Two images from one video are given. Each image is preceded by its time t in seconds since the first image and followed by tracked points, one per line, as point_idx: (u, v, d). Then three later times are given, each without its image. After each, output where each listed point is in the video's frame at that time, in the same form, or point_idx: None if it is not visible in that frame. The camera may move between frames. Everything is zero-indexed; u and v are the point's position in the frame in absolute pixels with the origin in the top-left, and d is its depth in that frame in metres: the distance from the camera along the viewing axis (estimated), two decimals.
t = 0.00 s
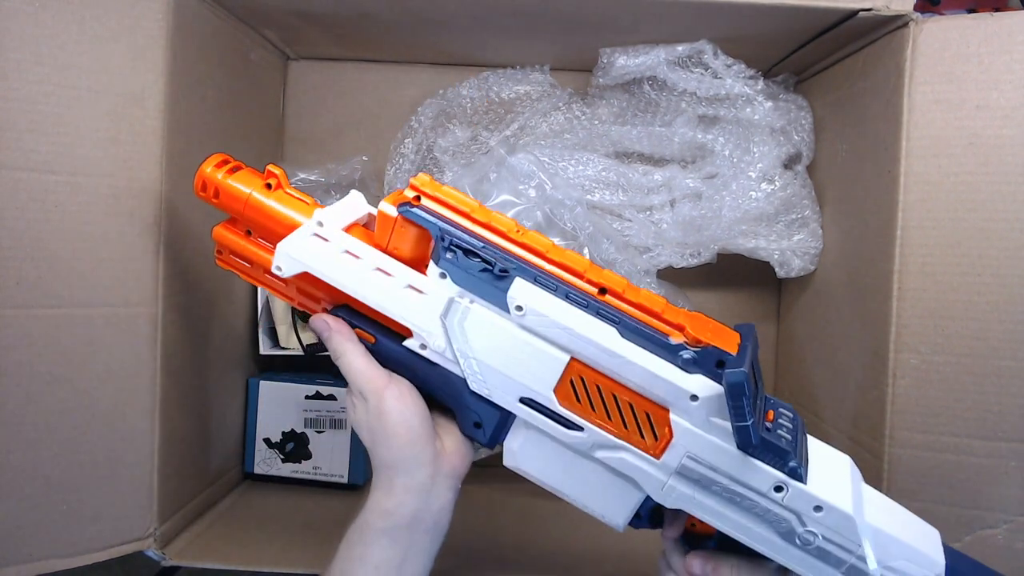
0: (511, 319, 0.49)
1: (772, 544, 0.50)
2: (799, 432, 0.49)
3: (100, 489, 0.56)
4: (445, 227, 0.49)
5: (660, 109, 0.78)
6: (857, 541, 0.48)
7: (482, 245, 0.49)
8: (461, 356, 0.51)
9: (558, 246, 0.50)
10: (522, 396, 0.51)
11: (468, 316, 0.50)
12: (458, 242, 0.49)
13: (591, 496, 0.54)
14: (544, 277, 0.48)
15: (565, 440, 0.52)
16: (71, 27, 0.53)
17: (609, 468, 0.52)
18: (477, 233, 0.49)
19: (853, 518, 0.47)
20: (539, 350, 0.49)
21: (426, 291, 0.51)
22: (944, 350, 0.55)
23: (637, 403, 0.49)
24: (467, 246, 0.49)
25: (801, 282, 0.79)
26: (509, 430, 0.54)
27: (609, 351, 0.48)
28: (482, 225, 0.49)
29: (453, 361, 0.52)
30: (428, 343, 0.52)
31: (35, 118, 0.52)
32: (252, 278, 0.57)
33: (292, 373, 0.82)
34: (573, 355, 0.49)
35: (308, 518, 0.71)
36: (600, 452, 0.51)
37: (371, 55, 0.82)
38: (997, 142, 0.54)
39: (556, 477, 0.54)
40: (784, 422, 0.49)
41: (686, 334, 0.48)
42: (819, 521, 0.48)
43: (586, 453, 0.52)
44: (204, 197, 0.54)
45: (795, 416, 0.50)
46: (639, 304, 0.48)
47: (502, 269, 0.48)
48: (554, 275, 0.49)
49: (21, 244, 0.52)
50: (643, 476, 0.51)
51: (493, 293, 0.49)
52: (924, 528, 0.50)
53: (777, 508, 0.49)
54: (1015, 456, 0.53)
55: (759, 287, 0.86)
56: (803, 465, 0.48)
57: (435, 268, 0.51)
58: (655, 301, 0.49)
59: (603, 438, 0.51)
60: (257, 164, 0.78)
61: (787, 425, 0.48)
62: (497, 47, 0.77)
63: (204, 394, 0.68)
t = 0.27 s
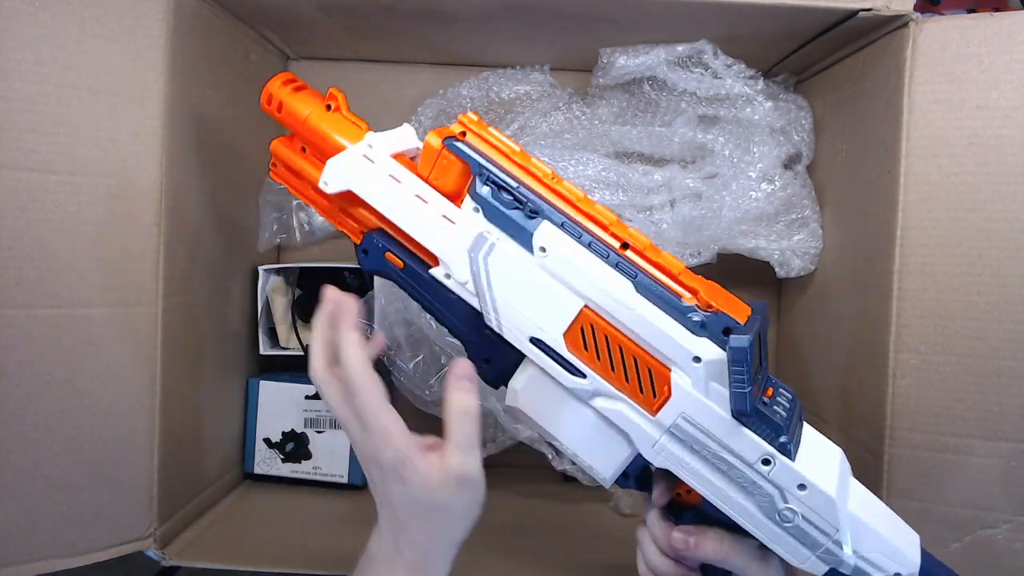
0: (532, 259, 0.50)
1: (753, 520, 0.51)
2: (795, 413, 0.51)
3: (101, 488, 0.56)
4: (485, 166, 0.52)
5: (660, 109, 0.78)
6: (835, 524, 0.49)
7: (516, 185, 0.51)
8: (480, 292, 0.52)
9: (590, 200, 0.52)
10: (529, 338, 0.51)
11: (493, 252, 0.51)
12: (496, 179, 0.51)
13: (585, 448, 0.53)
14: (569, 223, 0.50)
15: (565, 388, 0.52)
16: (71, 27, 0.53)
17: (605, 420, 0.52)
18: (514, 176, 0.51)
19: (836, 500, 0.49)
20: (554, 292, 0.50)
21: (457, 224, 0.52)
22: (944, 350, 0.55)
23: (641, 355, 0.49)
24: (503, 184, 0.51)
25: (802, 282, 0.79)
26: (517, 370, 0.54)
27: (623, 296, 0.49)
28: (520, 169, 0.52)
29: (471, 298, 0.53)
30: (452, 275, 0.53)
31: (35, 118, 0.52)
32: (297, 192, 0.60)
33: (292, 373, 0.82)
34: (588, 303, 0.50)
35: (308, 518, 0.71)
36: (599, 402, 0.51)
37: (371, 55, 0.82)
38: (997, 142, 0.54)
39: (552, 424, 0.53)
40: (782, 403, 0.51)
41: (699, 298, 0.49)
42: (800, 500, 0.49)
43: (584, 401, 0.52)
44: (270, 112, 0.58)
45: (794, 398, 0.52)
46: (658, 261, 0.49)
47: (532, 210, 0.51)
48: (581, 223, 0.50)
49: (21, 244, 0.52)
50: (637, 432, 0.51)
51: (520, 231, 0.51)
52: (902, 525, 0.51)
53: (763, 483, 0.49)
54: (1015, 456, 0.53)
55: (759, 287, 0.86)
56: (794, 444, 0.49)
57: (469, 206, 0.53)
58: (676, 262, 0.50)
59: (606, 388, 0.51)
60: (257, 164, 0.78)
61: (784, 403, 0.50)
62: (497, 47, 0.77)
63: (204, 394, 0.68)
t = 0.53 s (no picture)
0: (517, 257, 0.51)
1: (739, 513, 0.51)
2: (777, 406, 0.51)
3: (101, 488, 0.56)
4: (471, 163, 0.52)
5: (660, 109, 0.78)
6: (819, 515, 0.49)
7: (503, 183, 0.51)
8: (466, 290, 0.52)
9: (574, 197, 0.52)
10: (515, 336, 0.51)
11: (478, 251, 0.51)
12: (482, 176, 0.52)
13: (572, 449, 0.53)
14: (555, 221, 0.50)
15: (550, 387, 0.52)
16: (71, 27, 0.53)
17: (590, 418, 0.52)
18: (499, 173, 0.52)
19: (820, 491, 0.48)
20: (539, 290, 0.50)
21: (442, 223, 0.52)
22: (944, 350, 0.55)
23: (625, 353, 0.49)
24: (488, 181, 0.51)
25: (802, 282, 0.79)
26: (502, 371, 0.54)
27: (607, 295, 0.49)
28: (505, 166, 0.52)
29: (456, 297, 0.53)
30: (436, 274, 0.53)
31: (35, 118, 0.52)
32: (275, 195, 0.60)
33: (292, 373, 0.82)
34: (573, 302, 0.50)
35: (308, 518, 0.71)
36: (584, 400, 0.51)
37: (371, 55, 0.82)
38: (997, 142, 0.54)
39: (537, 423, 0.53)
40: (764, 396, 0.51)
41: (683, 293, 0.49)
42: (785, 491, 0.49)
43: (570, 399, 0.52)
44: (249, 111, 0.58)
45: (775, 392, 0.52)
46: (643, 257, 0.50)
47: (517, 208, 0.51)
48: (566, 221, 0.51)
49: (21, 244, 0.52)
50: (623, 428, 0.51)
51: (505, 229, 0.51)
52: (883, 514, 0.51)
53: (748, 476, 0.49)
54: (1015, 456, 0.53)
55: (759, 287, 0.86)
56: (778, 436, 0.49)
57: (453, 204, 0.53)
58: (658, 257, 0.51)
59: (590, 386, 0.51)
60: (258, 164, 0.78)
61: (767, 396, 0.50)
62: (496, 47, 0.77)
63: (204, 394, 0.68)
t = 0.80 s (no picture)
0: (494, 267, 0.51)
1: (718, 515, 0.51)
2: (756, 410, 0.50)
3: (100, 488, 0.56)
4: (445, 174, 0.52)
5: (659, 109, 0.78)
6: (797, 519, 0.48)
7: (477, 194, 0.51)
8: (446, 300, 0.52)
9: (549, 205, 0.52)
10: (494, 345, 0.52)
11: (456, 260, 0.51)
12: (455, 187, 0.52)
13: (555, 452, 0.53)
14: (529, 231, 0.50)
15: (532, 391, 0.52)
16: (71, 27, 0.53)
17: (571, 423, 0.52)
18: (473, 182, 0.52)
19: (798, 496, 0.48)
20: (516, 300, 0.50)
21: (421, 233, 0.52)
22: (944, 350, 0.55)
23: (602, 359, 0.50)
24: (462, 191, 0.51)
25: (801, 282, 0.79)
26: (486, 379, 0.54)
27: (582, 305, 0.49)
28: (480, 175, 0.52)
29: (438, 305, 0.53)
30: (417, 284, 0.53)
31: (35, 118, 0.52)
32: (265, 209, 0.60)
33: (292, 373, 0.82)
34: (550, 310, 0.50)
35: (308, 518, 0.71)
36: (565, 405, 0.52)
37: (371, 55, 0.82)
38: (997, 142, 0.54)
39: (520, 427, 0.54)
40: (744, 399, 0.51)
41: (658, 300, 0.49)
42: (762, 496, 0.48)
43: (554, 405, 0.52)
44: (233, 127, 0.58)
45: (756, 396, 0.52)
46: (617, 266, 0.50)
47: (491, 218, 0.51)
48: (541, 230, 0.51)
49: (21, 244, 0.52)
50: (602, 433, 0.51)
51: (480, 239, 0.51)
52: (869, 518, 0.50)
53: (724, 480, 0.49)
54: (1015, 456, 0.53)
55: (759, 287, 0.86)
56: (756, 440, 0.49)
57: (431, 215, 0.53)
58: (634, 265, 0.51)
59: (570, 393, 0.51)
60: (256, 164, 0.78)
61: (744, 400, 0.50)
62: (496, 47, 0.77)
63: (204, 393, 0.68)
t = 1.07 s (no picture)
0: (499, 270, 0.51)
1: (721, 522, 0.51)
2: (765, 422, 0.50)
3: (100, 488, 0.56)
4: (450, 176, 0.52)
5: (660, 109, 0.78)
6: (801, 534, 0.48)
7: (481, 197, 0.51)
8: (452, 300, 0.52)
9: (557, 209, 0.52)
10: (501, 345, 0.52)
11: (462, 263, 0.51)
12: (459, 189, 0.51)
13: (559, 454, 0.54)
14: (533, 234, 0.50)
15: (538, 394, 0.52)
16: (71, 27, 0.53)
17: (575, 426, 0.53)
18: (479, 185, 0.52)
19: (802, 510, 0.47)
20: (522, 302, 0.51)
21: (427, 234, 0.52)
22: (944, 350, 0.55)
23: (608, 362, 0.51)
24: (467, 194, 0.51)
25: (801, 282, 0.79)
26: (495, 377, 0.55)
27: (585, 309, 0.49)
28: (485, 177, 0.52)
29: (444, 306, 0.53)
30: (423, 284, 0.53)
31: (35, 119, 0.52)
32: (280, 202, 0.61)
33: (292, 373, 0.82)
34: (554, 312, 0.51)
35: (308, 518, 0.71)
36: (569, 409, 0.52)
37: (371, 55, 0.82)
38: (997, 142, 0.54)
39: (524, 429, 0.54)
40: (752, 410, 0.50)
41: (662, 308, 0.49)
42: (766, 509, 0.48)
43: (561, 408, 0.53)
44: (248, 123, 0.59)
45: (765, 405, 0.51)
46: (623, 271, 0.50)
47: (496, 222, 0.51)
48: (547, 234, 0.50)
49: (21, 244, 0.52)
50: (605, 437, 0.51)
51: (485, 242, 0.51)
52: (875, 531, 0.50)
53: (727, 489, 0.49)
54: (1015, 456, 0.53)
55: (759, 287, 0.86)
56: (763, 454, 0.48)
57: (438, 216, 0.53)
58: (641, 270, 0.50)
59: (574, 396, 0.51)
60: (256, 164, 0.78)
61: (751, 411, 0.49)
62: (496, 47, 0.77)
63: (204, 394, 0.68)
